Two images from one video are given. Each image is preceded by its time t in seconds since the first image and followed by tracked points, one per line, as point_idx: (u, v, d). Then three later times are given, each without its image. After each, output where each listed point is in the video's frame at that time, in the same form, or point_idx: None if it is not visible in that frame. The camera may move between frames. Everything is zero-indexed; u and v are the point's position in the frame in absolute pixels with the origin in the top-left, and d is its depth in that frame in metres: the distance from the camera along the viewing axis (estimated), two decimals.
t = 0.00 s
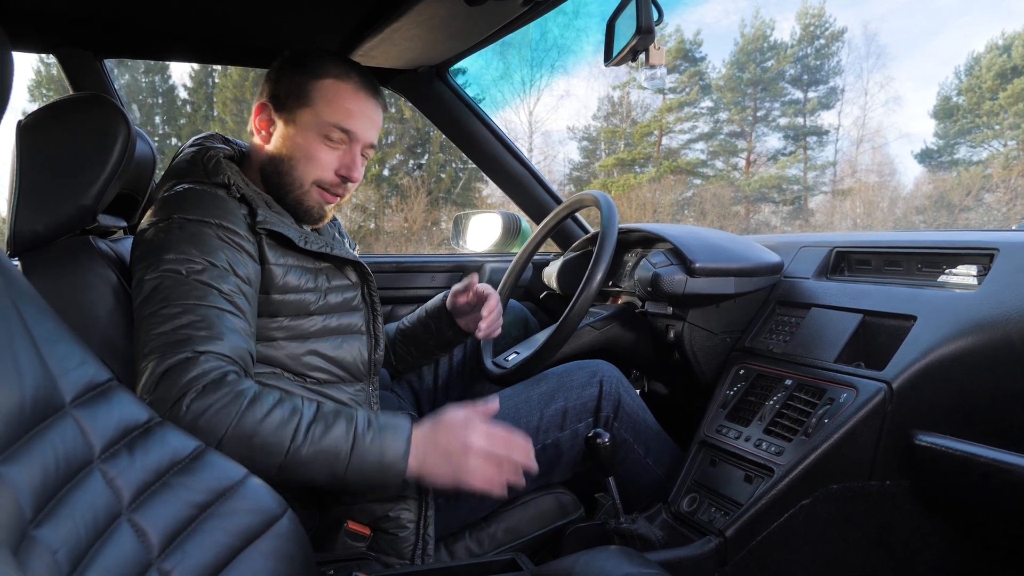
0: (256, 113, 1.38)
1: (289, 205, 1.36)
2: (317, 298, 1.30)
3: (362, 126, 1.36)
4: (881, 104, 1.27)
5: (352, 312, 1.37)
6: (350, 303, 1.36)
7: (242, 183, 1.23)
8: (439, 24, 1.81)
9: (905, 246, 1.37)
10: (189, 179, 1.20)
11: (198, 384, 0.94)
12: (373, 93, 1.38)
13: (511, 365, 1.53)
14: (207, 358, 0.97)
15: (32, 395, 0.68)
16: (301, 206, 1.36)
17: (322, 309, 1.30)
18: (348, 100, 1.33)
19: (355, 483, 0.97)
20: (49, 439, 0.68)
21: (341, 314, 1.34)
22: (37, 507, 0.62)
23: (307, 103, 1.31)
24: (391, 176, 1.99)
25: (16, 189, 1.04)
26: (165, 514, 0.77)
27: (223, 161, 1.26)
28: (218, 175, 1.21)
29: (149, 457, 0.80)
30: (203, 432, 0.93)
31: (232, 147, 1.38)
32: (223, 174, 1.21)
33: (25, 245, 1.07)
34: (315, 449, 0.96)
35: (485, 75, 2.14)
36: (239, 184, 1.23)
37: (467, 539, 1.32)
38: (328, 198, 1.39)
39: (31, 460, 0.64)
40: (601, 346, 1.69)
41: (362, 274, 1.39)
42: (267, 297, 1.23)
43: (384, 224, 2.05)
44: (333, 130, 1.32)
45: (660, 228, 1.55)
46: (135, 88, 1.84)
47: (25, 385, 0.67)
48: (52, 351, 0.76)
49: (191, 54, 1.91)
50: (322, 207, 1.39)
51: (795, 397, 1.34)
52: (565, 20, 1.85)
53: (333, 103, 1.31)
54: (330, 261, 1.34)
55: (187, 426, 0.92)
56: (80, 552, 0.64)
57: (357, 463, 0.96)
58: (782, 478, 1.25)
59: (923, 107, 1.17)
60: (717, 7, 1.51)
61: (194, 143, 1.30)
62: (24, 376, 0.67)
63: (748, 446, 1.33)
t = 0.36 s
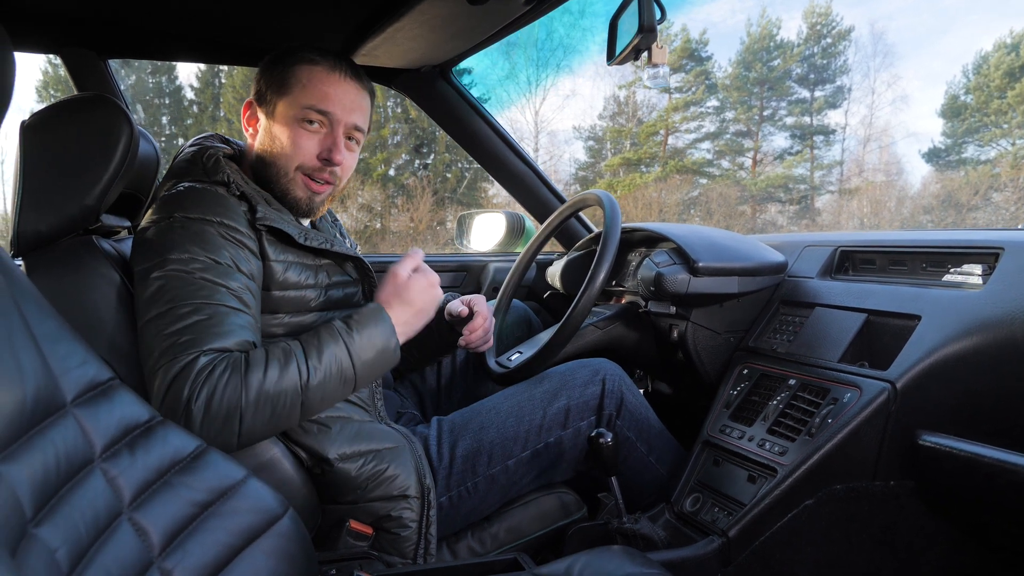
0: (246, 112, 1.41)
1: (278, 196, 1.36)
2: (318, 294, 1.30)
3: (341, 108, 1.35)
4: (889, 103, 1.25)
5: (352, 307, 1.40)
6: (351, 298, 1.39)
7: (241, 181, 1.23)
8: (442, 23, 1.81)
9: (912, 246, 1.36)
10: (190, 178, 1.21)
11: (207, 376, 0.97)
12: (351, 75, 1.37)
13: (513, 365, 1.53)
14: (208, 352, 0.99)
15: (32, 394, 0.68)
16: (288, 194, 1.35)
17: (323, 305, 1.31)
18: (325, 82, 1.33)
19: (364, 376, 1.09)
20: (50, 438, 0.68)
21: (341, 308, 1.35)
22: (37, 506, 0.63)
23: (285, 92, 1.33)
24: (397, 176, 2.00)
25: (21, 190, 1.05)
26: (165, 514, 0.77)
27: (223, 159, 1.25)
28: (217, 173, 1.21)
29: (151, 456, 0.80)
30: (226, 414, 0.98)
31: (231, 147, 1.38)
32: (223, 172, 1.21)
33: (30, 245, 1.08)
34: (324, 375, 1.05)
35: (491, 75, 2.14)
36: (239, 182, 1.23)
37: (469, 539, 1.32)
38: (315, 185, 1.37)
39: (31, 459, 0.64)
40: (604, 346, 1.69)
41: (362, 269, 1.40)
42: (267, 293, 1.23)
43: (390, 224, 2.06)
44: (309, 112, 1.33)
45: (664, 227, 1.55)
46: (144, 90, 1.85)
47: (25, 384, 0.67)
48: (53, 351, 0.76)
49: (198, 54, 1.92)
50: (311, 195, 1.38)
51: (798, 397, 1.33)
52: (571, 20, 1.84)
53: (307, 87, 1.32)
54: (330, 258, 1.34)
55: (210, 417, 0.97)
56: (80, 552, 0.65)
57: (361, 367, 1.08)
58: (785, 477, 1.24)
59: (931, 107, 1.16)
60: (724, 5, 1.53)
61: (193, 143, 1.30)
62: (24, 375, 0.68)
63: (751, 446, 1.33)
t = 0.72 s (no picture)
0: (248, 112, 1.40)
1: (286, 193, 1.36)
2: (323, 297, 1.29)
3: (345, 103, 1.36)
4: (895, 103, 1.26)
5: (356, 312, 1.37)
6: (355, 303, 1.36)
7: (249, 182, 1.24)
8: (445, 23, 1.82)
9: (917, 245, 1.36)
10: (196, 179, 1.21)
11: (232, 392, 1.00)
12: (353, 71, 1.38)
13: (518, 364, 1.52)
14: (233, 365, 1.02)
15: (35, 393, 0.68)
16: (296, 190, 1.35)
17: (327, 308, 1.29)
18: (328, 78, 1.34)
19: (383, 412, 1.14)
20: (53, 436, 0.69)
21: (346, 314, 1.33)
22: (41, 504, 0.63)
23: (289, 89, 1.33)
24: (403, 176, 2.01)
25: (25, 190, 1.06)
26: (167, 513, 0.78)
27: (230, 160, 1.25)
28: (225, 173, 1.21)
29: (153, 455, 0.81)
30: (247, 431, 1.01)
31: (235, 147, 1.37)
32: (231, 173, 1.21)
33: (34, 245, 1.08)
34: (348, 406, 1.09)
35: (497, 75, 2.14)
36: (247, 183, 1.23)
37: (472, 539, 1.32)
38: (322, 179, 1.37)
39: (34, 458, 0.64)
40: (608, 345, 1.69)
41: (367, 274, 1.38)
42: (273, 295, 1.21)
43: (396, 224, 2.06)
44: (315, 108, 1.33)
45: (667, 227, 1.55)
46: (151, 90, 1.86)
47: (29, 383, 0.68)
48: (55, 351, 0.77)
49: (205, 55, 1.93)
50: (318, 190, 1.38)
51: (802, 397, 1.33)
52: (577, 20, 1.84)
53: (312, 83, 1.33)
54: (336, 261, 1.33)
55: (230, 431, 1.00)
56: (82, 550, 0.65)
57: (384, 402, 1.13)
58: (789, 478, 1.24)
59: (938, 106, 1.16)
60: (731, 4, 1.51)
61: (199, 143, 1.31)
62: (27, 374, 0.68)
63: (755, 447, 1.32)
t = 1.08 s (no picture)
0: (246, 112, 1.40)
1: (285, 193, 1.36)
2: (323, 294, 1.29)
3: (342, 102, 1.36)
4: (906, 101, 1.23)
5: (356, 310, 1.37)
6: (354, 300, 1.35)
7: (249, 180, 1.24)
8: (447, 23, 1.81)
9: (923, 244, 1.35)
10: (197, 178, 1.22)
11: (239, 382, 1.01)
12: (350, 70, 1.38)
13: (520, 365, 1.51)
14: (239, 356, 1.03)
15: (35, 391, 0.69)
16: (295, 190, 1.36)
17: (327, 305, 1.29)
18: (325, 77, 1.34)
19: (388, 386, 1.16)
20: (53, 434, 0.69)
21: (347, 311, 1.32)
22: (37, 503, 0.64)
23: (286, 88, 1.34)
24: (409, 176, 2.01)
25: (28, 189, 1.06)
26: (167, 512, 0.78)
27: (229, 159, 1.25)
28: (225, 172, 1.21)
29: (152, 454, 0.81)
30: (257, 419, 1.02)
31: (234, 147, 1.37)
32: (230, 171, 1.21)
33: (37, 244, 1.09)
34: (350, 382, 1.11)
35: (504, 75, 2.14)
36: (247, 181, 1.23)
37: (475, 538, 1.32)
38: (321, 179, 1.38)
39: (32, 456, 0.65)
40: (612, 345, 1.69)
41: (366, 271, 1.38)
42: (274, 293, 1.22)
43: (403, 224, 2.06)
44: (312, 107, 1.34)
45: (671, 226, 1.55)
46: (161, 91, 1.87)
47: (28, 382, 0.68)
48: (55, 350, 0.77)
49: (213, 56, 1.94)
50: (318, 189, 1.38)
51: (807, 397, 1.32)
52: (584, 19, 1.84)
53: (309, 82, 1.33)
54: (336, 259, 1.33)
55: (240, 421, 1.01)
56: (79, 549, 0.66)
57: (383, 377, 1.15)
58: (794, 478, 1.23)
59: (948, 104, 1.15)
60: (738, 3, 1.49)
61: (197, 143, 1.31)
62: (26, 373, 0.69)
63: (759, 447, 1.32)
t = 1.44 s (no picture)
0: (240, 113, 1.41)
1: (281, 195, 1.37)
2: (324, 295, 1.28)
3: (333, 101, 1.36)
4: (912, 101, 1.24)
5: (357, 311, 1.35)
6: (356, 301, 1.35)
7: (250, 181, 1.24)
8: (448, 23, 1.82)
9: (925, 243, 1.34)
10: (198, 179, 1.22)
11: (257, 383, 1.02)
12: (341, 67, 1.37)
13: (520, 364, 1.51)
14: (256, 357, 1.04)
15: (32, 390, 0.69)
16: (290, 191, 1.36)
17: (328, 306, 1.29)
18: (314, 77, 1.34)
19: (396, 397, 1.17)
20: (50, 433, 0.70)
21: (348, 311, 1.32)
22: (33, 500, 0.64)
23: (277, 90, 1.34)
24: (416, 176, 2.00)
25: (32, 190, 1.07)
26: (164, 510, 0.78)
27: (229, 159, 1.26)
28: (226, 173, 1.22)
29: (150, 453, 0.81)
30: (273, 419, 1.03)
31: (234, 147, 1.38)
32: (231, 172, 1.22)
33: (39, 244, 1.10)
34: (363, 388, 1.12)
35: (511, 75, 2.13)
36: (248, 182, 1.23)
37: (474, 538, 1.32)
38: (316, 179, 1.38)
39: (29, 455, 0.66)
40: (613, 345, 1.69)
41: (367, 271, 1.38)
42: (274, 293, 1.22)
43: (409, 224, 2.07)
44: (303, 108, 1.34)
45: (672, 225, 1.54)
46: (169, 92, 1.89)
47: (25, 380, 0.69)
48: (54, 349, 0.77)
49: (220, 57, 1.96)
50: (313, 190, 1.38)
51: (808, 397, 1.32)
52: (590, 20, 1.85)
53: (298, 83, 1.33)
54: (336, 259, 1.33)
55: (258, 422, 1.02)
56: (75, 547, 0.66)
57: (392, 385, 1.16)
58: (794, 479, 1.23)
59: (958, 104, 1.14)
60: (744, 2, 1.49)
61: (198, 143, 1.31)
62: (23, 371, 0.69)
63: (759, 447, 1.31)
